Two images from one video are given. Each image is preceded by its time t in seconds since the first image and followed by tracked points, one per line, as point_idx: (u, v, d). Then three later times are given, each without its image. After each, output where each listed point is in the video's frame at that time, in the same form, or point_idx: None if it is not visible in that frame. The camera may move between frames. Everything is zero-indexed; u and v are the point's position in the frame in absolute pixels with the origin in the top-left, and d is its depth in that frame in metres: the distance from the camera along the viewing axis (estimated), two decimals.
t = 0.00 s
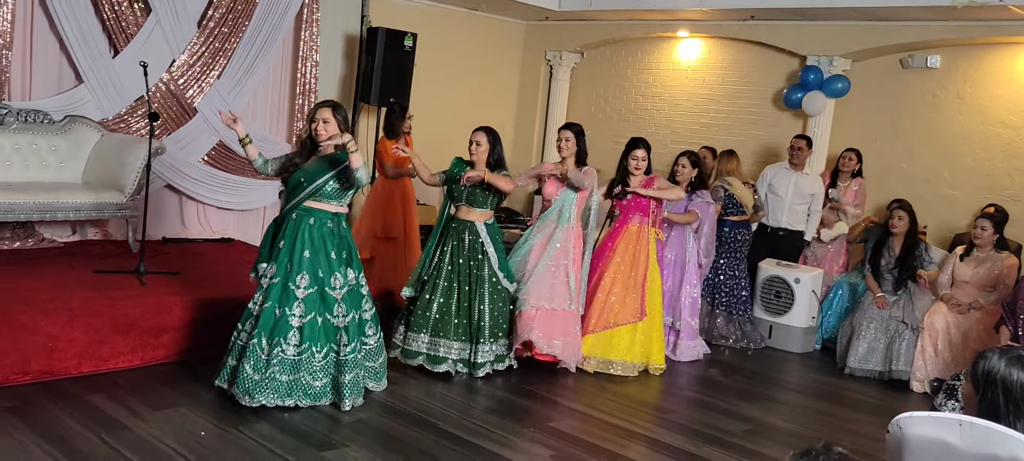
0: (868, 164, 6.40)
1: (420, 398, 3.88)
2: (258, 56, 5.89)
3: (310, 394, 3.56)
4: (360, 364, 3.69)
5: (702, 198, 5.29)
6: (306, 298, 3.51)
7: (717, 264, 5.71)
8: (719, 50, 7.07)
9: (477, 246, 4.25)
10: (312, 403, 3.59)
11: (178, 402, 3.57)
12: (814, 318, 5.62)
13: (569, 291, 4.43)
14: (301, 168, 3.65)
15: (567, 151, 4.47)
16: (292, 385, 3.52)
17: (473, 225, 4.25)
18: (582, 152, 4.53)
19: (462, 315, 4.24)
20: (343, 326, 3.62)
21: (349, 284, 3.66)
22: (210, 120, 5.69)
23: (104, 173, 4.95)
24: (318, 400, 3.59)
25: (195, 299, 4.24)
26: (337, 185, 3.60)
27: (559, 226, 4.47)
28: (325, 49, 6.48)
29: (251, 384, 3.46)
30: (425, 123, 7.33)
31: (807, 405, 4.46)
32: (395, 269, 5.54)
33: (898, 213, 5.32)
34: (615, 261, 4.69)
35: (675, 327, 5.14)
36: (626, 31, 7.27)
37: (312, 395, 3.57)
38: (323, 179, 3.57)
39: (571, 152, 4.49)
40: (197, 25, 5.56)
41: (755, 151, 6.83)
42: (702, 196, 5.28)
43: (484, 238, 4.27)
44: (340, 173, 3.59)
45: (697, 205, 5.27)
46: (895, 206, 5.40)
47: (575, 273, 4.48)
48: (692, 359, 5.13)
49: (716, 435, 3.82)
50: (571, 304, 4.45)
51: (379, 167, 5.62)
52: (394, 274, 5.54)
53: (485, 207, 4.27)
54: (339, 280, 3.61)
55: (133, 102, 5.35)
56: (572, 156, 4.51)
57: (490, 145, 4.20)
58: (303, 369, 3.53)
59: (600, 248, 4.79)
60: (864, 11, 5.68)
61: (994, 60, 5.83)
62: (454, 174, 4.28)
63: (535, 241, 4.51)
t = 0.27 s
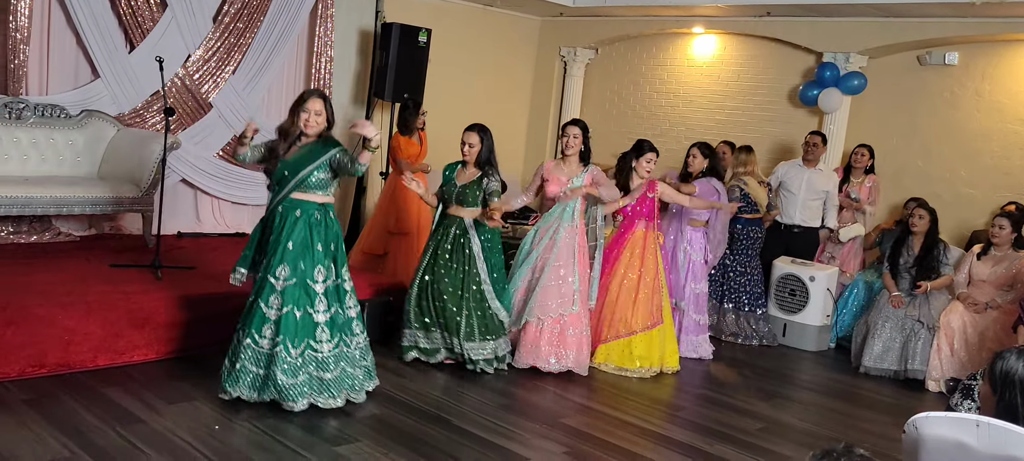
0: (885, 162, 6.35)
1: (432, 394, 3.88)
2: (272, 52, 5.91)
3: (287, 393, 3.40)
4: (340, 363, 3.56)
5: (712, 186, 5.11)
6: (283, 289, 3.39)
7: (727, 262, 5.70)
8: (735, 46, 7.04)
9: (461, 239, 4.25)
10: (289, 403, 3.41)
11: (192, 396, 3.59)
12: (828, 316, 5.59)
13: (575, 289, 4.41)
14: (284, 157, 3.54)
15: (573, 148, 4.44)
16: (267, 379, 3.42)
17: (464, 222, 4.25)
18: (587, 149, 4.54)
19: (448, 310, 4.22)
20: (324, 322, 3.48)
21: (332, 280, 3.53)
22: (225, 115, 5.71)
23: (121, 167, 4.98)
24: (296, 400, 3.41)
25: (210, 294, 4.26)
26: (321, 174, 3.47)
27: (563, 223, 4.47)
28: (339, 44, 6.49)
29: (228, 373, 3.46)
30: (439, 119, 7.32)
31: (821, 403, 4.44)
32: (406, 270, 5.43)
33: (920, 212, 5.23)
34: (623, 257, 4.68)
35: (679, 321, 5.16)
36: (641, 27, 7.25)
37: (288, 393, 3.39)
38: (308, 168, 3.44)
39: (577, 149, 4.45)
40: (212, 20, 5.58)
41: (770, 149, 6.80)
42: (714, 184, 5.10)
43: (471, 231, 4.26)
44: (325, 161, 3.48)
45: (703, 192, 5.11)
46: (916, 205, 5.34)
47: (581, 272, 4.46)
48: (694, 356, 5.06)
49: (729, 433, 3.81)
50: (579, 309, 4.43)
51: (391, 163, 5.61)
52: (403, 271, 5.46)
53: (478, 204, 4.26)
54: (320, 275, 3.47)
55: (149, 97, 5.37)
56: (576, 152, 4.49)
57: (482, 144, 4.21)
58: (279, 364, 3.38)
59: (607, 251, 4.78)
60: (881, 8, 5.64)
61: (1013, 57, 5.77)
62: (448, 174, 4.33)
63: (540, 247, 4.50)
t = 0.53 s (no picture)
0: (893, 155, 6.32)
1: (438, 385, 3.90)
2: (280, 42, 5.90)
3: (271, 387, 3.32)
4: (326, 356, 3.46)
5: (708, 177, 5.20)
6: (270, 284, 3.28)
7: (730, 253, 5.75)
8: (743, 38, 7.01)
9: (454, 225, 4.25)
10: (273, 398, 3.34)
11: (199, 385, 3.60)
12: (835, 310, 5.58)
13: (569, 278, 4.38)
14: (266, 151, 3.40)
15: (571, 141, 4.36)
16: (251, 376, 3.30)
17: (458, 208, 4.26)
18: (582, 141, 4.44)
19: (435, 294, 4.21)
20: (310, 314, 3.39)
21: (319, 272, 3.43)
22: (233, 105, 5.72)
23: (128, 157, 4.98)
24: (278, 395, 3.34)
25: (217, 284, 4.27)
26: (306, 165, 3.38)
27: (558, 217, 4.42)
28: (347, 35, 6.48)
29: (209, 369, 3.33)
30: (446, 110, 7.32)
31: (826, 397, 4.43)
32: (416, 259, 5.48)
33: (932, 209, 5.17)
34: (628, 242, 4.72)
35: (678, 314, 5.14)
36: (649, 18, 7.23)
37: (271, 388, 3.32)
38: (292, 161, 3.34)
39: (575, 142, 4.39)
40: (221, 10, 5.58)
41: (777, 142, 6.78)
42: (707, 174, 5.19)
43: (464, 219, 4.26)
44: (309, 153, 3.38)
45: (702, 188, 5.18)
46: (931, 203, 5.30)
47: (576, 267, 4.43)
48: (693, 348, 5.06)
49: (735, 426, 3.81)
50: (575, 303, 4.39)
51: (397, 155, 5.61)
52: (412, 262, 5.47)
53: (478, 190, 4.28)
54: (307, 267, 3.37)
55: (157, 87, 5.38)
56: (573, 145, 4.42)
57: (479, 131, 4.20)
58: (265, 358, 3.29)
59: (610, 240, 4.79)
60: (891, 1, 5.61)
61: None
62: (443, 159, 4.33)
63: (535, 244, 4.41)
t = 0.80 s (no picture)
0: (899, 153, 6.31)
1: (443, 381, 3.90)
2: (285, 36, 5.90)
3: (257, 395, 3.25)
4: (312, 358, 3.35)
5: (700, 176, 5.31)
6: (247, 288, 3.22)
7: (743, 248, 5.83)
8: (749, 35, 7.00)
9: (445, 227, 4.10)
10: (260, 404, 3.26)
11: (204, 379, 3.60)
12: (840, 308, 5.58)
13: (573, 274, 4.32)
14: (243, 146, 3.33)
15: (574, 137, 4.26)
16: (235, 383, 3.24)
17: (448, 209, 4.11)
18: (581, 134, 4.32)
19: (428, 300, 4.08)
20: (292, 318, 3.29)
21: (297, 273, 3.33)
22: (238, 100, 5.72)
23: (133, 150, 5.01)
24: (267, 401, 3.27)
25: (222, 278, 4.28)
26: (282, 165, 3.31)
27: (559, 211, 4.34)
28: (352, 30, 6.47)
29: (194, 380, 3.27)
30: (451, 105, 7.31)
31: (830, 395, 4.43)
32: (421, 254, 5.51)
33: (942, 209, 5.21)
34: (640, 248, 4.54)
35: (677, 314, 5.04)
36: (655, 14, 7.21)
37: (256, 394, 3.24)
38: (269, 160, 3.26)
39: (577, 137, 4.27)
40: (226, 4, 5.58)
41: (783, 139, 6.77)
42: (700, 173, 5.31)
43: (455, 219, 4.12)
44: (285, 154, 3.30)
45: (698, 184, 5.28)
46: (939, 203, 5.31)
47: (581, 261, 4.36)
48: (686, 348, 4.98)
49: (738, 423, 3.82)
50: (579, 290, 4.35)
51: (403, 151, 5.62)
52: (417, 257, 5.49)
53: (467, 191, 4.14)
54: (284, 269, 3.28)
55: (162, 81, 5.38)
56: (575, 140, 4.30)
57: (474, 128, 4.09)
58: (247, 365, 3.22)
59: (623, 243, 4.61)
60: None
61: None
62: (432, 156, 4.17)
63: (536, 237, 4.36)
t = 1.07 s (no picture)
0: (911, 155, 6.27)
1: (451, 379, 3.90)
2: (297, 33, 5.92)
3: (249, 388, 3.24)
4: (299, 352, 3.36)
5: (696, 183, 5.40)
6: (243, 279, 3.19)
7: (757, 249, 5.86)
8: (761, 35, 6.97)
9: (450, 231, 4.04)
10: (252, 397, 3.25)
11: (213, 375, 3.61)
12: (849, 309, 5.56)
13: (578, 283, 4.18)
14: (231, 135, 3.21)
15: (580, 136, 4.19)
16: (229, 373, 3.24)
17: (450, 213, 4.04)
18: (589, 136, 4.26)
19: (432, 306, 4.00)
20: (283, 311, 3.28)
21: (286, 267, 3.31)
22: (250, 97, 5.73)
23: (143, 146, 5.15)
24: (257, 394, 3.25)
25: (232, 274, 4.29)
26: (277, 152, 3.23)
27: (567, 214, 4.19)
28: (364, 27, 6.48)
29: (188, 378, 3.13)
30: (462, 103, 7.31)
31: (839, 397, 4.42)
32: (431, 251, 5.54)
33: (955, 213, 5.18)
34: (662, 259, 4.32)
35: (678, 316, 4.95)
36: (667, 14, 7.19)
37: (249, 387, 3.23)
38: (264, 148, 3.18)
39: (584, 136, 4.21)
40: (239, 1, 5.60)
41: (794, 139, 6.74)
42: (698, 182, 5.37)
43: (459, 224, 4.05)
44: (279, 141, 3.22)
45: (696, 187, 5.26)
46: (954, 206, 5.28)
47: (583, 265, 4.22)
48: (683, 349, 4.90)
49: (746, 424, 3.81)
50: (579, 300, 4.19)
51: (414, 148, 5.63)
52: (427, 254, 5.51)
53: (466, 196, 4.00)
54: (277, 263, 3.26)
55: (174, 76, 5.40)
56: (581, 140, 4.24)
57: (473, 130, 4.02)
58: (240, 357, 3.21)
59: (648, 250, 4.36)
60: None
61: None
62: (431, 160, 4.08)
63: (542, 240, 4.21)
